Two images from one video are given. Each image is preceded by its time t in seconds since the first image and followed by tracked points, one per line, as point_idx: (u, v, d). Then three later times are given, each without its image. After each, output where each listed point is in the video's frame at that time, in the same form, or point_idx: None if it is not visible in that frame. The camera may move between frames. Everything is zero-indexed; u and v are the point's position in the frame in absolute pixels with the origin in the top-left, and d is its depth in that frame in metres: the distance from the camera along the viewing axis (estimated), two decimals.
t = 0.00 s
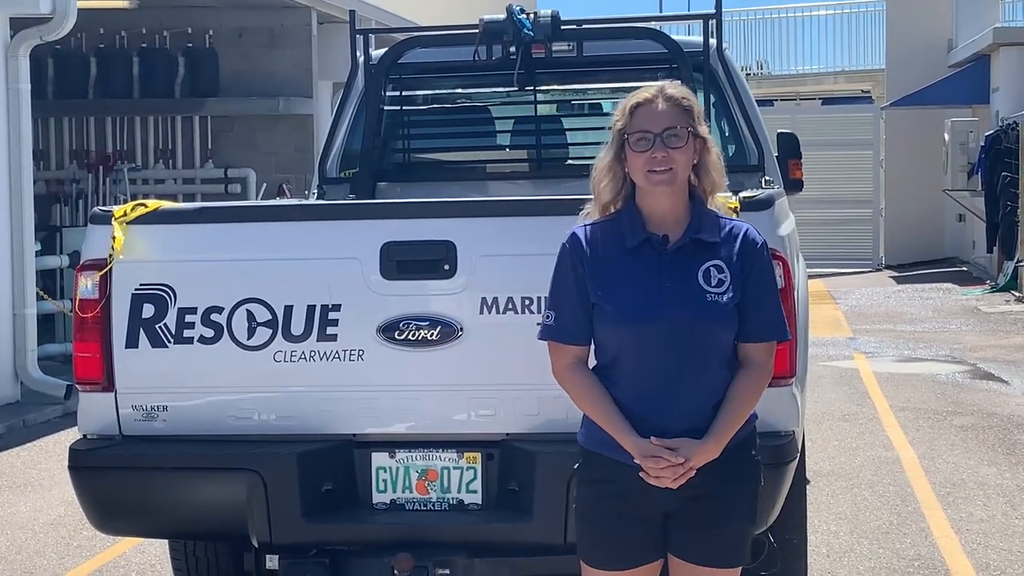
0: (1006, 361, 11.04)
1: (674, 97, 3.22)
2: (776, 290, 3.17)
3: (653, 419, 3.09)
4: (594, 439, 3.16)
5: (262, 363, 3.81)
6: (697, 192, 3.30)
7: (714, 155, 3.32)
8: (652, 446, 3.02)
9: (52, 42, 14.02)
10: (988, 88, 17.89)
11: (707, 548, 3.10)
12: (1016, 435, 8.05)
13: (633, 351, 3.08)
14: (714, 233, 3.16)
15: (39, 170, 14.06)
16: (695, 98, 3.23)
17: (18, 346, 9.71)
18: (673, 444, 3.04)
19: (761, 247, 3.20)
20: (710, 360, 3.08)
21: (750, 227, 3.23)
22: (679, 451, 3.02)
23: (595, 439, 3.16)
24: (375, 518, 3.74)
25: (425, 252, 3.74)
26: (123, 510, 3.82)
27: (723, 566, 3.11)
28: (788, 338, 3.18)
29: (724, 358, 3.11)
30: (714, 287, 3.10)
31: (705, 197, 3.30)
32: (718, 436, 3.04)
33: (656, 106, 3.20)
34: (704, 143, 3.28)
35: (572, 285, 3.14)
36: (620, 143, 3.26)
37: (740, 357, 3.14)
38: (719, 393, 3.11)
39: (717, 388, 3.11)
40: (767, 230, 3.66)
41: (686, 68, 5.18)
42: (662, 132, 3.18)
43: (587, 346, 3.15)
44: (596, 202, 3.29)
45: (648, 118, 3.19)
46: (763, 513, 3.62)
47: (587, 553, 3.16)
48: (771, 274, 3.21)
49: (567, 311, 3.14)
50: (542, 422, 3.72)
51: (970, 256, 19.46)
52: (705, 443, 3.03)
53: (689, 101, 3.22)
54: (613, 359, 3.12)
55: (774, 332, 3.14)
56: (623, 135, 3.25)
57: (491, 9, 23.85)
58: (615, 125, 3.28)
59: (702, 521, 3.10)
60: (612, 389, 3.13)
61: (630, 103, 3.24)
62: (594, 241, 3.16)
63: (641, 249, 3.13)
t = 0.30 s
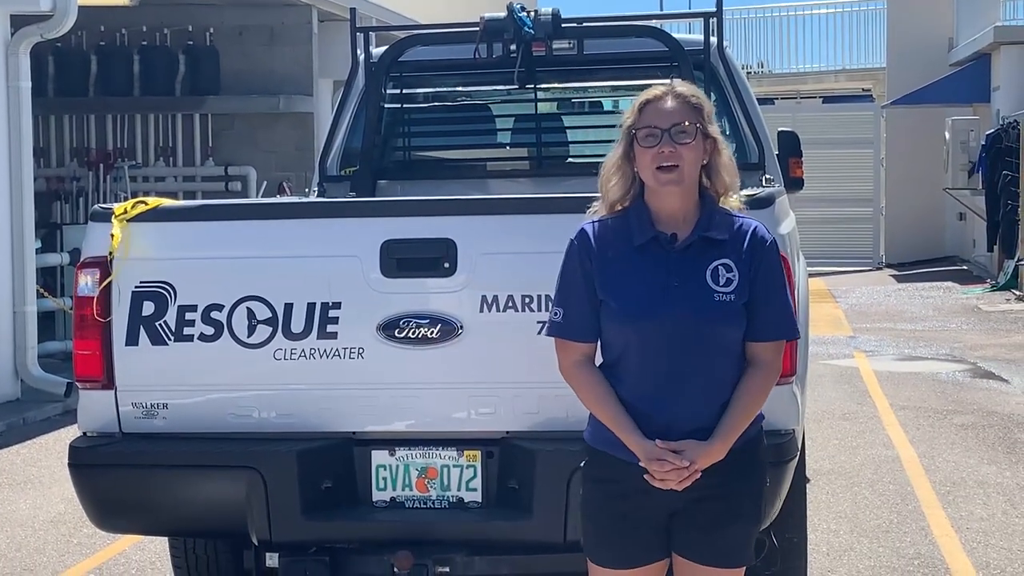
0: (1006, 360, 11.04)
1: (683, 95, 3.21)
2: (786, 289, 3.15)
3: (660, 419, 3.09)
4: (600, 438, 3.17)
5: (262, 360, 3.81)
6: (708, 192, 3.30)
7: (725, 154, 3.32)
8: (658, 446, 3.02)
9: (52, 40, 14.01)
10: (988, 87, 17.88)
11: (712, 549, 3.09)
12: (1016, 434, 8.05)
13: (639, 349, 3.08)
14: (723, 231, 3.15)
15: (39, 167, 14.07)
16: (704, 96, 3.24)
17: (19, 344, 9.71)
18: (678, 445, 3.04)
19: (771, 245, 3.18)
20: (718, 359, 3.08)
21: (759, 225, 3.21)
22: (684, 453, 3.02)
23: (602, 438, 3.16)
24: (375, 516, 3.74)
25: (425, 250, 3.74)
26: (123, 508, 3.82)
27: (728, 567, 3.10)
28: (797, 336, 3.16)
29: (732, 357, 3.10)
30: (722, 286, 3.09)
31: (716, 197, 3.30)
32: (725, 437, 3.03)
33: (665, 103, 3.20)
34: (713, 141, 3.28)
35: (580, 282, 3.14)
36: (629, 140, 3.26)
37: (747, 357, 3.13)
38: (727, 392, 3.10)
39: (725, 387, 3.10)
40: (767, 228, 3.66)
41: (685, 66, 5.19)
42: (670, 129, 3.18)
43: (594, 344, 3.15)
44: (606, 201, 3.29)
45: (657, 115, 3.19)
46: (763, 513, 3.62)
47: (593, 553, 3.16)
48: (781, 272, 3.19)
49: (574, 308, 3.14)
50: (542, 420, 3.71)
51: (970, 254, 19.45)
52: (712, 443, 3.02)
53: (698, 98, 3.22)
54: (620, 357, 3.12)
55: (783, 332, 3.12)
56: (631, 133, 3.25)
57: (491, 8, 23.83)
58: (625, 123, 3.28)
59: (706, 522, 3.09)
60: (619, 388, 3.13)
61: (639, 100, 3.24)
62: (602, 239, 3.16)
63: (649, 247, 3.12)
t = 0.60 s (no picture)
0: (1007, 359, 11.04)
1: (688, 98, 3.20)
2: (788, 289, 3.13)
3: (660, 421, 3.09)
4: (604, 439, 3.18)
5: (261, 359, 3.81)
6: (711, 193, 3.28)
7: (728, 155, 3.30)
8: (654, 448, 3.02)
9: (53, 38, 14.01)
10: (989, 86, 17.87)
11: (714, 549, 3.09)
12: (1016, 434, 8.04)
13: (638, 350, 3.08)
14: (724, 232, 3.14)
15: (40, 165, 14.07)
16: (710, 100, 3.22)
17: (19, 342, 9.71)
18: (676, 447, 3.04)
19: (772, 245, 3.15)
20: (717, 361, 3.07)
21: (762, 225, 3.19)
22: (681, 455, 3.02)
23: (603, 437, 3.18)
24: (374, 514, 3.74)
25: (426, 248, 3.74)
26: (123, 506, 3.81)
27: (731, 568, 3.10)
28: (799, 338, 3.13)
29: (732, 358, 3.08)
30: (721, 286, 3.08)
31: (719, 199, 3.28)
32: (723, 439, 3.02)
33: (671, 105, 3.18)
34: (717, 143, 3.26)
35: (581, 282, 3.15)
36: (632, 141, 3.25)
37: (749, 358, 3.12)
38: (727, 393, 3.09)
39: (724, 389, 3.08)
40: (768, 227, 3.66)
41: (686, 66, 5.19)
42: (674, 132, 3.17)
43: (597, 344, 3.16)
44: (609, 200, 3.29)
45: (661, 117, 3.19)
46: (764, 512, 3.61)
47: (598, 552, 3.17)
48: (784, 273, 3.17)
49: (576, 308, 3.16)
50: (542, 419, 3.71)
51: (970, 254, 19.44)
52: (709, 446, 3.02)
53: (703, 101, 3.20)
54: (621, 357, 3.12)
55: (784, 333, 3.10)
56: (635, 133, 3.25)
57: (493, 6, 23.82)
58: (629, 123, 3.28)
59: (708, 522, 3.09)
60: (620, 389, 3.13)
61: (644, 101, 3.23)
62: (604, 239, 3.17)
63: (650, 248, 3.12)
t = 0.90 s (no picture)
0: (1007, 359, 11.04)
1: (682, 99, 3.17)
2: (788, 291, 3.10)
3: (657, 423, 3.10)
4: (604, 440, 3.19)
5: (261, 357, 3.81)
6: (713, 191, 3.26)
7: (728, 153, 3.26)
8: (645, 453, 3.02)
9: (54, 36, 14.02)
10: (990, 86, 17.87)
11: (709, 549, 3.08)
12: (1017, 433, 8.05)
13: (635, 353, 3.08)
14: (722, 234, 3.11)
15: (40, 163, 14.09)
16: (703, 99, 3.18)
17: (20, 340, 9.71)
18: (667, 452, 3.03)
19: (774, 247, 3.12)
20: (714, 364, 3.05)
21: (764, 227, 3.16)
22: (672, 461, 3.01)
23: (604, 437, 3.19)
24: (375, 513, 3.74)
25: (427, 248, 3.73)
26: (124, 506, 3.81)
27: (726, 567, 3.08)
28: (800, 340, 3.10)
29: (730, 362, 3.07)
30: (718, 289, 3.06)
31: (722, 197, 3.25)
32: (716, 444, 3.01)
33: (661, 108, 3.16)
34: (715, 142, 3.22)
35: (581, 283, 3.17)
36: (628, 143, 3.24)
37: (748, 360, 3.10)
38: (725, 396, 3.07)
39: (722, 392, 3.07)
40: (769, 225, 3.66)
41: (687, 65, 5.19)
42: (663, 137, 3.14)
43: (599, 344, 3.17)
44: (613, 199, 3.30)
45: (651, 122, 3.16)
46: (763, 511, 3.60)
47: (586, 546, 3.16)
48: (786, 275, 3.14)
49: (578, 308, 3.18)
50: (542, 418, 3.71)
51: (971, 253, 19.45)
52: (700, 452, 3.01)
53: (695, 101, 3.17)
54: (620, 359, 3.13)
55: (783, 336, 3.07)
56: (630, 137, 3.23)
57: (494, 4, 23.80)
58: (624, 126, 3.27)
59: (703, 522, 3.08)
60: (619, 390, 3.14)
61: (636, 105, 3.22)
62: (604, 240, 3.18)
63: (648, 250, 3.12)
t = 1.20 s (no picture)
0: (1010, 358, 11.02)
1: (667, 98, 3.17)
2: (773, 291, 3.09)
3: (644, 424, 3.09)
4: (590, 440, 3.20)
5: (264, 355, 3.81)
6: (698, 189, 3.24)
7: (714, 151, 3.26)
8: (633, 456, 3.02)
9: (56, 34, 14.04)
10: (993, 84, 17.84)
11: (702, 548, 3.08)
12: (1020, 433, 8.03)
13: (621, 354, 3.08)
14: (708, 234, 3.11)
15: (43, 161, 14.14)
16: (688, 98, 3.18)
17: (22, 338, 9.71)
18: (654, 454, 3.03)
19: (758, 247, 3.12)
20: (700, 364, 3.05)
21: (749, 226, 3.16)
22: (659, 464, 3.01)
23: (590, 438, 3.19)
24: (377, 512, 3.73)
25: (429, 246, 3.73)
26: (126, 503, 3.81)
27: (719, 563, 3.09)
28: (783, 340, 3.10)
29: (715, 362, 3.06)
30: (704, 290, 3.05)
31: (707, 195, 3.24)
32: (701, 444, 3.01)
33: (647, 107, 3.16)
34: (701, 140, 3.22)
35: (566, 284, 3.16)
36: (614, 142, 3.24)
37: (733, 360, 3.09)
38: (710, 397, 3.07)
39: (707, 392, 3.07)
40: (772, 224, 3.66)
41: (689, 63, 5.19)
42: (650, 135, 3.14)
43: (584, 345, 3.16)
44: (597, 198, 3.29)
45: (637, 120, 3.16)
46: (766, 511, 3.60)
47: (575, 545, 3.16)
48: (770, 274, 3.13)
49: (564, 309, 3.16)
50: (544, 416, 3.71)
51: (973, 252, 19.44)
52: (687, 453, 3.00)
53: (681, 100, 3.17)
54: (606, 359, 3.12)
55: (768, 336, 3.06)
56: (615, 136, 3.23)
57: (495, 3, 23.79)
58: (609, 125, 3.26)
59: (696, 520, 3.08)
60: (605, 391, 3.14)
61: (621, 103, 3.21)
62: (590, 240, 3.17)
63: (633, 250, 3.11)
